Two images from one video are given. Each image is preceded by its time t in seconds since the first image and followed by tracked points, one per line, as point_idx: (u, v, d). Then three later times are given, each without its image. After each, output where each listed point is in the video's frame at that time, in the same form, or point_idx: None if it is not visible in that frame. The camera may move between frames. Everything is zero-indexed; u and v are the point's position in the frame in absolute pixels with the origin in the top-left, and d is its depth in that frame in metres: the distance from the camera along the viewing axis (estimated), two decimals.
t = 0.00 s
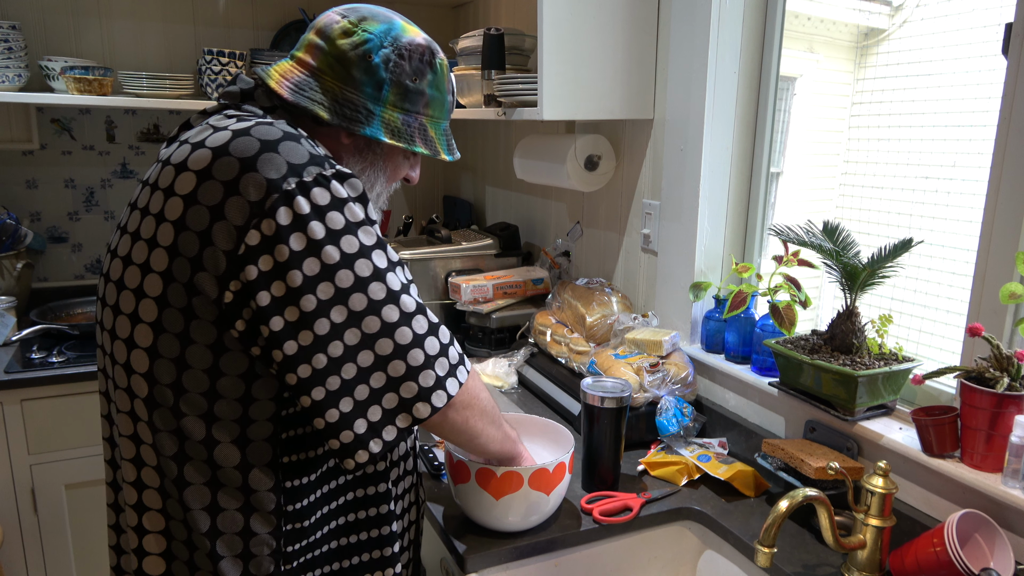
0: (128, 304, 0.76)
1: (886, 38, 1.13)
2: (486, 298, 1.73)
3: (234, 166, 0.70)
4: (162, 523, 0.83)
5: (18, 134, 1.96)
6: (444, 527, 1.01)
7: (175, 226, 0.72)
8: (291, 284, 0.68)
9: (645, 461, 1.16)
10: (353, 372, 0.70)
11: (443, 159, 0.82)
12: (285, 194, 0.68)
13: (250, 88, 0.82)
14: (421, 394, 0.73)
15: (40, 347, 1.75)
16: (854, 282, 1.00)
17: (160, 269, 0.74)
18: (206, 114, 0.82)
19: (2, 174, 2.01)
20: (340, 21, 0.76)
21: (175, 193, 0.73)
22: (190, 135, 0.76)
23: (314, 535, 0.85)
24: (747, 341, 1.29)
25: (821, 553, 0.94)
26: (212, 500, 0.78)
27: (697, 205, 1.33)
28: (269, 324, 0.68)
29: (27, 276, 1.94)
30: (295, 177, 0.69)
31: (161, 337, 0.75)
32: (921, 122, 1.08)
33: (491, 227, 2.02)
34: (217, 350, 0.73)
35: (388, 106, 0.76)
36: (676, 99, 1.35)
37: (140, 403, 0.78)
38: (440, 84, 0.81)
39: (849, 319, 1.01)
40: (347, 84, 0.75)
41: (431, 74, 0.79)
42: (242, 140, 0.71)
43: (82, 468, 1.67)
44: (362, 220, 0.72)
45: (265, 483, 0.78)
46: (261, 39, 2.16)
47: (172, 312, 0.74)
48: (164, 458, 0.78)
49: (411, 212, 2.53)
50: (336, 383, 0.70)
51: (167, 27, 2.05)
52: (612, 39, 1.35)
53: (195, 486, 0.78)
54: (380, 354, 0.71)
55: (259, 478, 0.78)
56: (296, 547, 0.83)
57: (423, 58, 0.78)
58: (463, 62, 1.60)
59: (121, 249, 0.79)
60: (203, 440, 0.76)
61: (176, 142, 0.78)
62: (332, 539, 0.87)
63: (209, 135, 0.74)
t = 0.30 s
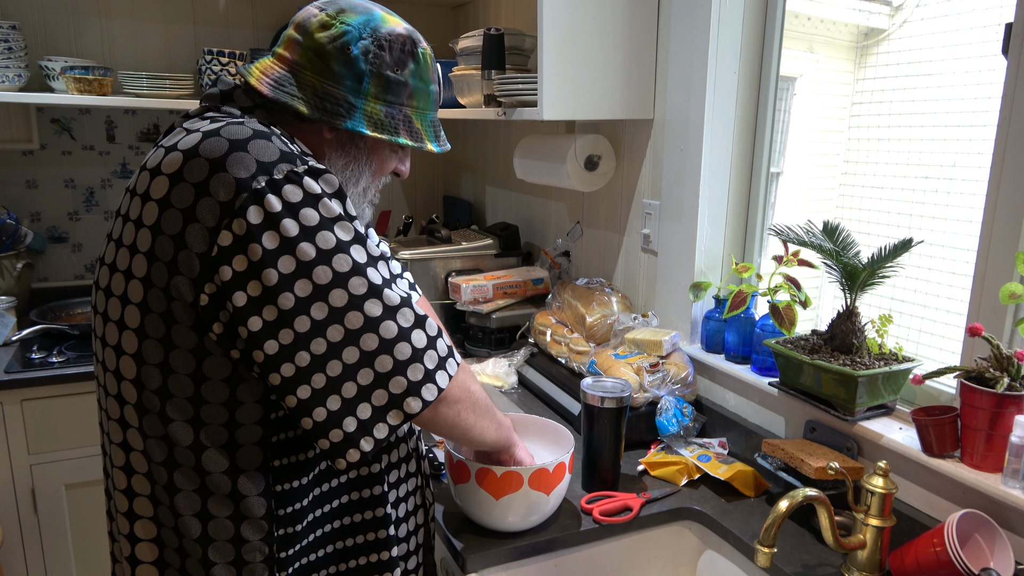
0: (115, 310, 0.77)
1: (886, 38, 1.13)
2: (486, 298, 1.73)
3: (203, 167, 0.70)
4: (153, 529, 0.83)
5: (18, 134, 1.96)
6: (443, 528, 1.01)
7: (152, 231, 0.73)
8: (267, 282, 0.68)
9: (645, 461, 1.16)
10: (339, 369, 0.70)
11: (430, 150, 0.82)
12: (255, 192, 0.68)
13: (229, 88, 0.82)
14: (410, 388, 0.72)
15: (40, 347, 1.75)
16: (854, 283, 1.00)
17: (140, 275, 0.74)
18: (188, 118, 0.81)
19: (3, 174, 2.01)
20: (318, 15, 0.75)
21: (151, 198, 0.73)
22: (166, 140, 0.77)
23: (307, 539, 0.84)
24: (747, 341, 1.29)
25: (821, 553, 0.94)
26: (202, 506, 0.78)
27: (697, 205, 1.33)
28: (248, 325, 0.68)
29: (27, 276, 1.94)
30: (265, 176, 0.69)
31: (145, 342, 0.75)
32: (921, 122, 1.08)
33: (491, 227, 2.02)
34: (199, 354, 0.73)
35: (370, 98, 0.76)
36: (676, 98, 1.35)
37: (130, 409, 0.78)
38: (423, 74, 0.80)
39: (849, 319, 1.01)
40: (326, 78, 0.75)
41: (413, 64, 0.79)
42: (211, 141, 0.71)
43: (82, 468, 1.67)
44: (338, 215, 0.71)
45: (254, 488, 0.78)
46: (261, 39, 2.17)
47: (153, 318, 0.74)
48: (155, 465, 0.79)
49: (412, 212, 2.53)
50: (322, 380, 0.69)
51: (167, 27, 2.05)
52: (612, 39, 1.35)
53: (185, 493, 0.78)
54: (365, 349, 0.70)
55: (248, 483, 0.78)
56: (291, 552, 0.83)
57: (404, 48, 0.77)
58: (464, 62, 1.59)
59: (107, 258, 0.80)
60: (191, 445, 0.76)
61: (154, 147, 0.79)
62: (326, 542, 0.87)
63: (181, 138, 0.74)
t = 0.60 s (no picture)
0: (117, 305, 0.77)
1: (886, 38, 1.13)
2: (486, 298, 1.73)
3: (218, 167, 0.70)
4: (148, 526, 0.82)
5: (17, 134, 1.96)
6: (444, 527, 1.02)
7: (161, 228, 0.73)
8: (281, 282, 0.68)
9: (645, 461, 1.16)
10: (344, 366, 0.71)
11: (434, 157, 0.82)
12: (272, 193, 0.68)
13: (236, 88, 0.81)
14: (411, 386, 0.72)
15: (40, 347, 1.75)
16: (854, 282, 1.00)
17: (147, 271, 0.74)
18: (195, 116, 0.81)
19: (2, 174, 2.01)
20: (327, 19, 0.76)
21: (161, 195, 0.73)
22: (177, 137, 0.77)
23: (302, 535, 0.84)
24: (747, 341, 1.29)
25: (821, 552, 0.94)
26: (200, 502, 0.78)
27: (697, 205, 1.33)
28: (260, 323, 0.68)
29: (27, 276, 1.94)
30: (282, 177, 0.69)
31: (148, 337, 0.75)
32: (921, 122, 1.08)
33: (491, 227, 2.02)
34: (204, 348, 0.73)
35: (376, 103, 0.76)
36: (676, 98, 1.35)
37: (128, 405, 0.78)
38: (430, 81, 0.80)
39: (849, 319, 1.01)
40: (333, 82, 0.75)
41: (420, 71, 0.79)
42: (226, 140, 0.71)
43: (81, 468, 1.67)
44: (350, 218, 0.72)
45: (257, 480, 0.78)
46: (261, 39, 2.17)
47: (159, 313, 0.74)
48: (152, 460, 0.78)
49: (412, 212, 2.53)
50: (328, 376, 0.70)
51: (167, 26, 2.05)
52: (612, 39, 1.35)
53: (183, 488, 0.78)
54: (371, 348, 0.71)
55: (250, 475, 0.78)
56: (287, 547, 0.83)
57: (412, 54, 0.77)
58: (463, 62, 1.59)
59: (111, 252, 0.79)
60: (191, 441, 0.76)
61: (163, 144, 0.79)
62: (321, 539, 0.87)
63: (194, 137, 0.74)
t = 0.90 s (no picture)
0: (119, 302, 0.77)
1: (885, 38, 1.13)
2: (486, 298, 1.73)
3: (229, 168, 0.70)
4: (146, 525, 0.82)
5: (17, 134, 1.96)
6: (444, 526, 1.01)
7: (168, 226, 0.72)
8: (290, 283, 0.68)
9: (645, 461, 1.16)
10: (351, 368, 0.71)
11: (440, 162, 0.81)
12: (283, 196, 0.68)
13: (244, 89, 0.81)
14: (416, 389, 0.72)
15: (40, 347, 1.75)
16: (854, 282, 1.00)
17: (152, 268, 0.74)
18: (201, 116, 0.81)
19: (2, 174, 2.01)
20: (337, 22, 0.76)
21: (169, 193, 0.73)
22: (186, 136, 0.76)
23: (302, 534, 0.85)
24: (747, 341, 1.29)
25: (821, 552, 0.94)
26: (199, 501, 0.78)
27: (697, 205, 1.33)
28: (267, 324, 0.68)
29: (27, 276, 1.94)
30: (292, 179, 0.69)
31: (151, 336, 0.75)
32: (921, 122, 1.08)
33: (491, 227, 2.02)
34: (210, 347, 0.73)
35: (384, 108, 0.76)
36: (676, 98, 1.35)
37: (127, 404, 0.78)
38: (437, 87, 0.81)
39: (849, 319, 1.01)
40: (342, 86, 0.75)
41: (428, 77, 0.79)
42: (238, 141, 0.71)
43: (81, 468, 1.67)
44: (358, 221, 0.72)
45: (258, 478, 0.78)
46: (261, 39, 2.17)
47: (163, 311, 0.74)
48: (151, 459, 0.78)
49: (411, 212, 2.53)
50: (335, 378, 0.70)
51: (167, 26, 2.05)
52: (611, 39, 1.35)
53: (182, 487, 0.78)
54: (377, 350, 0.71)
55: (251, 474, 0.78)
56: (285, 546, 0.83)
57: (421, 60, 0.77)
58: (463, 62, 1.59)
59: (113, 247, 0.79)
60: (191, 440, 0.76)
61: (170, 143, 0.79)
62: (321, 539, 0.87)
63: (204, 136, 0.74)
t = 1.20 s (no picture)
0: (110, 309, 0.77)
1: (886, 38, 1.13)
2: (486, 298, 1.73)
3: (215, 172, 0.70)
4: (143, 530, 0.82)
5: (17, 134, 1.96)
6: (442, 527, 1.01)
7: (156, 232, 0.73)
8: (274, 290, 0.67)
9: (645, 461, 1.16)
10: (337, 378, 0.70)
11: (434, 162, 0.82)
12: (268, 201, 0.68)
13: (237, 92, 0.82)
14: (405, 399, 0.72)
15: (40, 347, 1.75)
16: (854, 282, 1.00)
17: (141, 275, 0.74)
18: (195, 118, 0.81)
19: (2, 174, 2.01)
20: (328, 23, 0.75)
21: (158, 199, 0.73)
22: (175, 141, 0.77)
23: (302, 544, 0.85)
24: (747, 341, 1.29)
25: (821, 553, 0.94)
26: (193, 508, 0.78)
27: (697, 205, 1.33)
28: (251, 331, 0.68)
29: (27, 276, 1.94)
30: (279, 183, 0.69)
31: (142, 342, 0.75)
32: (921, 122, 1.08)
33: (491, 227, 2.02)
34: (198, 355, 0.73)
35: (377, 108, 0.76)
36: (676, 98, 1.35)
37: (121, 410, 0.78)
38: (430, 86, 0.81)
39: (849, 319, 1.01)
40: (334, 87, 0.75)
41: (420, 77, 0.79)
42: (225, 146, 0.71)
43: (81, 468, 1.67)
44: (347, 226, 0.71)
45: (251, 488, 0.78)
46: (261, 39, 2.17)
47: (153, 318, 0.74)
48: (145, 465, 0.78)
49: (412, 212, 2.53)
50: (320, 389, 0.70)
51: (167, 26, 2.05)
52: (611, 39, 1.35)
53: (177, 494, 0.78)
54: (365, 360, 0.71)
55: (243, 482, 0.78)
56: (281, 555, 0.83)
57: (412, 60, 0.77)
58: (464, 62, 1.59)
59: (105, 254, 0.79)
60: (183, 446, 0.76)
61: (161, 148, 0.79)
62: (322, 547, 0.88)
63: (192, 141, 0.74)
